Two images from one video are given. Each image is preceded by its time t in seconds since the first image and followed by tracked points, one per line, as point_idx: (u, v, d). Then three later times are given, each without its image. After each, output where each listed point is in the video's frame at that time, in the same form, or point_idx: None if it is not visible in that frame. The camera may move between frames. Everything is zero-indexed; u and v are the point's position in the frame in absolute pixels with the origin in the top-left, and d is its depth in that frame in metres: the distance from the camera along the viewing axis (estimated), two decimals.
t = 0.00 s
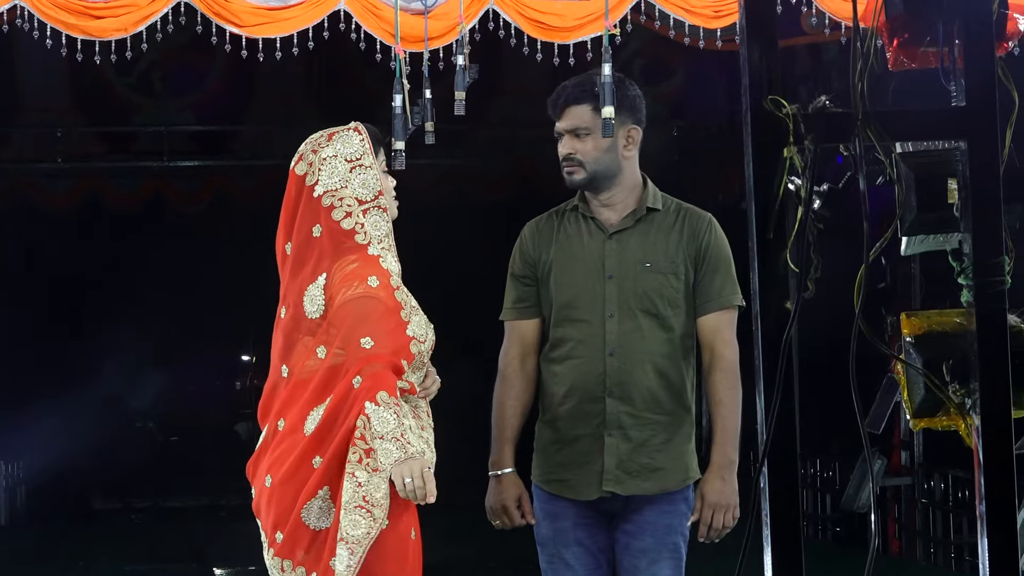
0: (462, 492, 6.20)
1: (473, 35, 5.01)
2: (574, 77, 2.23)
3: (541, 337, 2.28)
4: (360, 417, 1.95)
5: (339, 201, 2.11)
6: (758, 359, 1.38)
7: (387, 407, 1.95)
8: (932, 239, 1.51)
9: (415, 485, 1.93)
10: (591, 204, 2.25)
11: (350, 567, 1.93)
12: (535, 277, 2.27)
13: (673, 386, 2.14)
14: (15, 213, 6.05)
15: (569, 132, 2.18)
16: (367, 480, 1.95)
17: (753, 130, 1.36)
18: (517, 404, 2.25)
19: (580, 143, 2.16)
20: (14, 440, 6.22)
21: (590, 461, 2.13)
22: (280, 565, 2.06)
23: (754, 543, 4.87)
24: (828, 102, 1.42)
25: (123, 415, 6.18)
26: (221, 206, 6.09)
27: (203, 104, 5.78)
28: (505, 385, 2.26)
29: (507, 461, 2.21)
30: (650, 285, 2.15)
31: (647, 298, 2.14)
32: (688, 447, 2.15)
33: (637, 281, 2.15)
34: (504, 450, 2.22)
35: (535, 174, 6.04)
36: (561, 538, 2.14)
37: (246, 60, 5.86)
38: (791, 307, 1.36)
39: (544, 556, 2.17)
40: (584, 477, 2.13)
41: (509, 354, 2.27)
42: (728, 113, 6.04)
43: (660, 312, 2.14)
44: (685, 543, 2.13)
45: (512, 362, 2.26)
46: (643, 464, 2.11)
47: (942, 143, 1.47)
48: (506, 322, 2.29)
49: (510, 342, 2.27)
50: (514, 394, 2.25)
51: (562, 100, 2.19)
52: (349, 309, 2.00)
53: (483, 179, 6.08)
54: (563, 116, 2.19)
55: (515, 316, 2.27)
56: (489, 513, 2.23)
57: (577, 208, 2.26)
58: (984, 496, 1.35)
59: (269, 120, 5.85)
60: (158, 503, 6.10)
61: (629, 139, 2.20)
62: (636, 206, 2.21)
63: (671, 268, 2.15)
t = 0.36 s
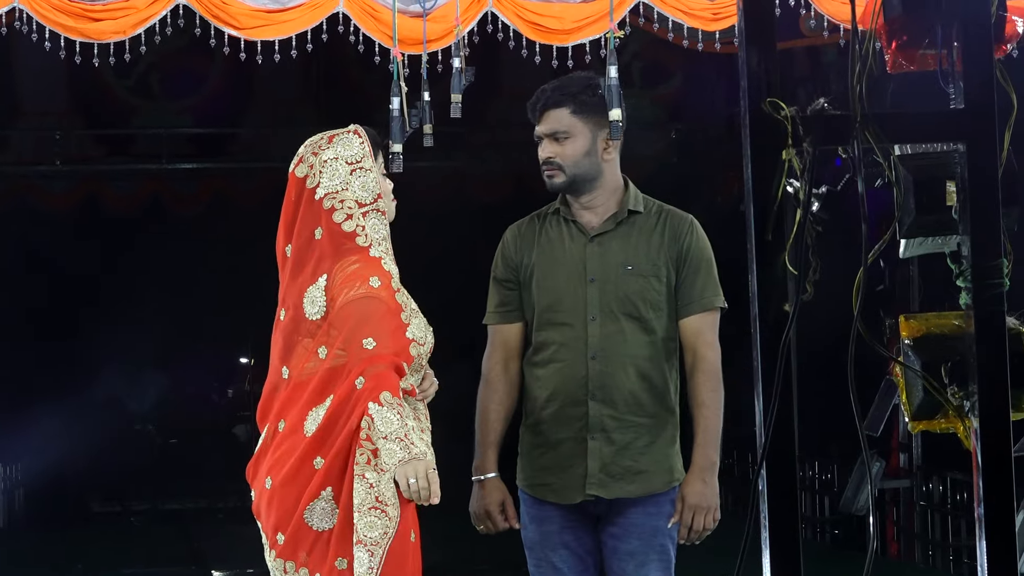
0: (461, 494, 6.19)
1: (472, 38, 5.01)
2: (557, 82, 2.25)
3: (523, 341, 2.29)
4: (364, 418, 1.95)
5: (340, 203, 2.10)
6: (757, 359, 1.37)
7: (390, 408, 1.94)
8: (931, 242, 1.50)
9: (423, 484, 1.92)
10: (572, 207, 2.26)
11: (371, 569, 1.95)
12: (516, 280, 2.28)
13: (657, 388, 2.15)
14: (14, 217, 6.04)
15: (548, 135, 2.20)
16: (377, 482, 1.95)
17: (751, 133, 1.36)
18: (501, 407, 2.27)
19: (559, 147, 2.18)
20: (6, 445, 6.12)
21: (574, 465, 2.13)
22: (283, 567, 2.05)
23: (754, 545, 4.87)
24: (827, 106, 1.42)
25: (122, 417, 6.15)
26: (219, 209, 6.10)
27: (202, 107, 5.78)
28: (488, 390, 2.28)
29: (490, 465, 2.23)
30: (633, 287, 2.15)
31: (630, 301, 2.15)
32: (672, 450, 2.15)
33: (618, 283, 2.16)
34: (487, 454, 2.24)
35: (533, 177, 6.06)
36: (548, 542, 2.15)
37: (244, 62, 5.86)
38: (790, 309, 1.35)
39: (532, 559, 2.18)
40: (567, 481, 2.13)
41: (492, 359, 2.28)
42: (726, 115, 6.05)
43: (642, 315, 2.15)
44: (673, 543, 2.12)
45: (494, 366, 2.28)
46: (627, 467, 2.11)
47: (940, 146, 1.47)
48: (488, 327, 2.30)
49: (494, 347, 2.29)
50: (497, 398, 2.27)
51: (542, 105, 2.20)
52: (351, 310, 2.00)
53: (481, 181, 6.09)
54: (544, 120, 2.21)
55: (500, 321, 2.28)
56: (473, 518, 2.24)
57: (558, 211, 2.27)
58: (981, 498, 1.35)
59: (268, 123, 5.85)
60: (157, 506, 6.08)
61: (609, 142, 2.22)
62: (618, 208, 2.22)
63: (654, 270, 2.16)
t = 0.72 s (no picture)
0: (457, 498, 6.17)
1: (468, 41, 5.00)
2: (532, 88, 2.30)
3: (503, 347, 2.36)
4: (350, 398, 1.94)
5: (337, 215, 2.11)
6: (752, 364, 1.37)
7: (377, 380, 1.97)
8: (925, 246, 1.51)
9: (434, 434, 2.04)
10: (549, 213, 2.32)
11: (383, 540, 1.96)
12: (496, 287, 2.34)
13: (636, 390, 2.21)
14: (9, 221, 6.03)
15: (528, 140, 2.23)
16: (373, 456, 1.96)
17: (747, 136, 1.36)
18: (481, 411, 2.34)
19: (536, 152, 2.22)
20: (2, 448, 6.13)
21: (557, 468, 2.18)
22: (278, 563, 2.04)
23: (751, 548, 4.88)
24: (821, 110, 1.42)
25: (117, 422, 6.12)
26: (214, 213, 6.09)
27: (196, 112, 5.76)
28: (468, 395, 2.34)
29: (470, 472, 2.28)
30: (611, 292, 2.21)
31: (609, 305, 2.21)
32: (654, 451, 2.21)
33: (598, 288, 2.22)
34: (467, 462, 2.29)
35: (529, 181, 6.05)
36: (533, 548, 2.20)
37: (240, 67, 5.84)
38: (786, 313, 1.35)
39: (518, 564, 2.23)
40: (551, 485, 2.18)
41: (473, 364, 2.35)
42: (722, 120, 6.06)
43: (621, 319, 2.21)
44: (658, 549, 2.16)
45: (475, 371, 2.34)
46: (610, 470, 2.15)
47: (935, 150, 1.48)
48: (468, 333, 2.36)
49: (473, 352, 2.35)
50: (478, 402, 2.34)
51: (518, 111, 2.25)
52: (338, 308, 2.00)
53: (477, 185, 6.08)
54: (521, 126, 2.25)
55: (479, 327, 2.34)
56: (453, 525, 2.30)
57: (535, 217, 2.34)
58: (977, 502, 1.35)
59: (263, 127, 5.84)
60: (152, 510, 6.05)
61: (584, 147, 2.27)
62: (594, 214, 2.29)
63: (631, 274, 2.22)
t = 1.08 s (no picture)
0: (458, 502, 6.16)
1: (468, 44, 4.98)
2: (515, 92, 2.22)
3: (488, 351, 2.29)
4: (339, 397, 1.97)
5: (333, 229, 2.07)
6: (753, 368, 1.37)
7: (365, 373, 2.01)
8: (926, 249, 1.51)
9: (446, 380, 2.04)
10: (534, 217, 2.25)
11: (399, 524, 2.00)
12: (480, 291, 2.28)
13: (622, 394, 2.14)
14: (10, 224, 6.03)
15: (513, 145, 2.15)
16: (373, 448, 1.99)
17: (748, 139, 1.36)
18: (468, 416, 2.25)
19: (520, 157, 2.14)
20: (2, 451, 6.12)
21: (543, 472, 2.12)
22: (265, 560, 2.03)
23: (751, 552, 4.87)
24: (822, 113, 1.42)
25: (118, 425, 6.13)
26: (214, 217, 6.10)
27: (198, 114, 5.73)
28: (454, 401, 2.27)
29: (457, 476, 2.22)
30: (595, 295, 2.14)
31: (593, 308, 2.14)
32: (641, 455, 2.13)
33: (581, 291, 2.15)
34: (454, 466, 2.23)
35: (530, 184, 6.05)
36: (522, 553, 2.13)
37: (241, 70, 5.74)
38: (787, 316, 1.35)
39: (508, 568, 2.15)
40: (536, 490, 2.12)
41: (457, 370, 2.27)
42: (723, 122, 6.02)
43: (606, 322, 2.14)
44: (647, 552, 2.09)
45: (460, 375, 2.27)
46: (595, 474, 2.09)
47: (936, 153, 1.48)
48: (452, 338, 2.30)
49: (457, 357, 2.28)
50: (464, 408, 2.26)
51: (501, 116, 2.17)
52: (327, 329, 2.00)
53: (477, 189, 6.08)
54: (504, 131, 2.17)
55: (463, 331, 2.27)
56: (442, 529, 2.23)
57: (520, 221, 2.27)
58: (978, 505, 1.35)
59: (265, 130, 5.84)
60: (152, 513, 6.03)
61: (569, 150, 2.19)
62: (578, 217, 2.22)
63: (616, 277, 2.15)
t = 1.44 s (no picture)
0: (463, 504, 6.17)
1: (473, 46, 4.98)
2: (508, 96, 2.21)
3: (484, 355, 2.29)
4: (344, 445, 1.93)
5: (331, 235, 2.08)
6: (758, 370, 1.37)
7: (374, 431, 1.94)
8: (931, 252, 1.51)
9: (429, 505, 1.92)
10: (528, 220, 2.26)
11: None
12: (475, 295, 2.28)
13: (619, 396, 2.14)
14: (16, 227, 6.05)
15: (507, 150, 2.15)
16: (366, 508, 1.93)
17: (753, 142, 1.36)
18: (464, 419, 2.26)
19: (514, 161, 2.14)
20: (9, 453, 6.14)
21: (541, 474, 2.12)
22: None
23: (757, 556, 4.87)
24: (827, 115, 1.43)
25: (124, 427, 6.14)
26: (220, 219, 6.12)
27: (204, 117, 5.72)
28: (450, 405, 2.27)
29: (454, 482, 2.19)
30: (591, 297, 2.15)
31: (589, 310, 2.15)
32: (639, 457, 2.14)
33: (577, 294, 2.16)
34: (450, 471, 2.22)
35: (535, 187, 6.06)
36: (521, 556, 2.14)
37: (247, 73, 5.74)
38: (792, 318, 1.35)
39: (509, 570, 2.16)
40: (534, 493, 2.12)
41: (453, 374, 2.27)
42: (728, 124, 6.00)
43: (602, 324, 2.14)
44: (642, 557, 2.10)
45: (457, 379, 2.27)
46: (593, 476, 2.09)
47: (941, 156, 1.48)
48: (447, 342, 2.30)
49: (453, 361, 2.28)
50: (462, 412, 2.26)
51: (495, 120, 2.17)
52: (327, 344, 1.99)
53: (482, 191, 6.09)
54: (497, 135, 2.17)
55: (458, 336, 2.27)
56: (437, 534, 2.22)
57: (514, 224, 2.28)
58: (984, 508, 1.35)
59: (270, 132, 5.86)
60: (158, 516, 6.04)
61: (562, 154, 2.19)
62: (573, 220, 2.23)
63: (611, 279, 2.16)
